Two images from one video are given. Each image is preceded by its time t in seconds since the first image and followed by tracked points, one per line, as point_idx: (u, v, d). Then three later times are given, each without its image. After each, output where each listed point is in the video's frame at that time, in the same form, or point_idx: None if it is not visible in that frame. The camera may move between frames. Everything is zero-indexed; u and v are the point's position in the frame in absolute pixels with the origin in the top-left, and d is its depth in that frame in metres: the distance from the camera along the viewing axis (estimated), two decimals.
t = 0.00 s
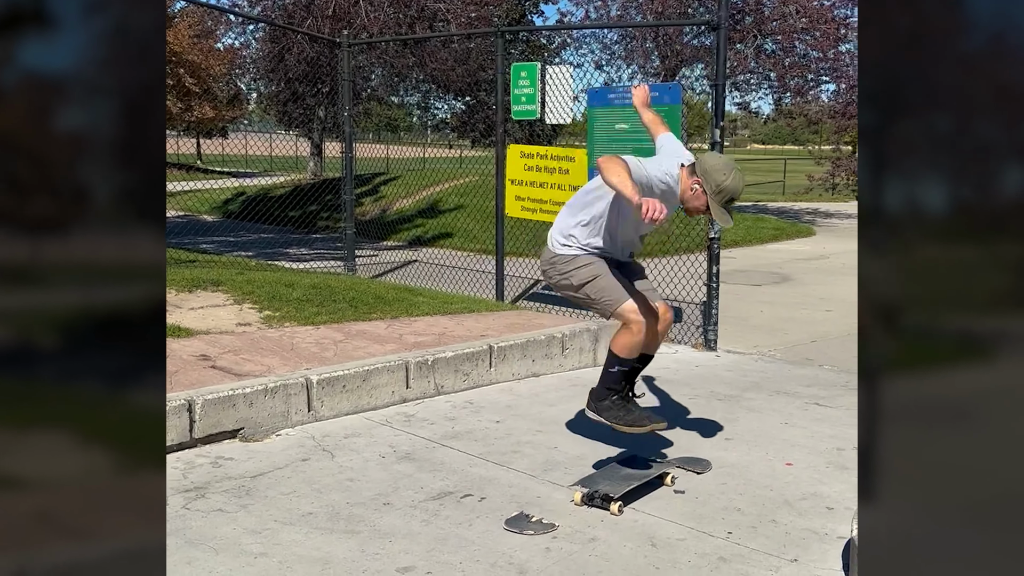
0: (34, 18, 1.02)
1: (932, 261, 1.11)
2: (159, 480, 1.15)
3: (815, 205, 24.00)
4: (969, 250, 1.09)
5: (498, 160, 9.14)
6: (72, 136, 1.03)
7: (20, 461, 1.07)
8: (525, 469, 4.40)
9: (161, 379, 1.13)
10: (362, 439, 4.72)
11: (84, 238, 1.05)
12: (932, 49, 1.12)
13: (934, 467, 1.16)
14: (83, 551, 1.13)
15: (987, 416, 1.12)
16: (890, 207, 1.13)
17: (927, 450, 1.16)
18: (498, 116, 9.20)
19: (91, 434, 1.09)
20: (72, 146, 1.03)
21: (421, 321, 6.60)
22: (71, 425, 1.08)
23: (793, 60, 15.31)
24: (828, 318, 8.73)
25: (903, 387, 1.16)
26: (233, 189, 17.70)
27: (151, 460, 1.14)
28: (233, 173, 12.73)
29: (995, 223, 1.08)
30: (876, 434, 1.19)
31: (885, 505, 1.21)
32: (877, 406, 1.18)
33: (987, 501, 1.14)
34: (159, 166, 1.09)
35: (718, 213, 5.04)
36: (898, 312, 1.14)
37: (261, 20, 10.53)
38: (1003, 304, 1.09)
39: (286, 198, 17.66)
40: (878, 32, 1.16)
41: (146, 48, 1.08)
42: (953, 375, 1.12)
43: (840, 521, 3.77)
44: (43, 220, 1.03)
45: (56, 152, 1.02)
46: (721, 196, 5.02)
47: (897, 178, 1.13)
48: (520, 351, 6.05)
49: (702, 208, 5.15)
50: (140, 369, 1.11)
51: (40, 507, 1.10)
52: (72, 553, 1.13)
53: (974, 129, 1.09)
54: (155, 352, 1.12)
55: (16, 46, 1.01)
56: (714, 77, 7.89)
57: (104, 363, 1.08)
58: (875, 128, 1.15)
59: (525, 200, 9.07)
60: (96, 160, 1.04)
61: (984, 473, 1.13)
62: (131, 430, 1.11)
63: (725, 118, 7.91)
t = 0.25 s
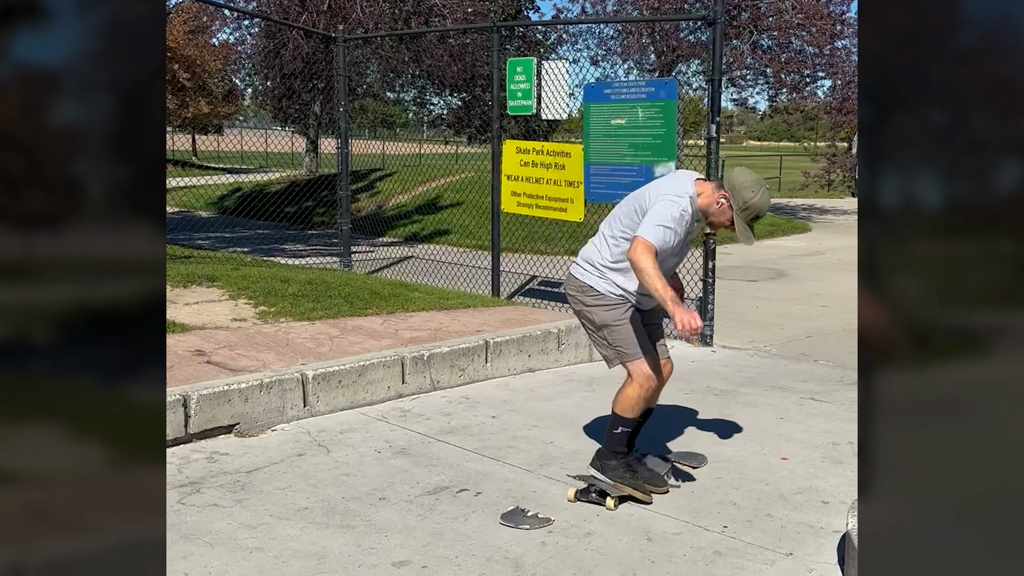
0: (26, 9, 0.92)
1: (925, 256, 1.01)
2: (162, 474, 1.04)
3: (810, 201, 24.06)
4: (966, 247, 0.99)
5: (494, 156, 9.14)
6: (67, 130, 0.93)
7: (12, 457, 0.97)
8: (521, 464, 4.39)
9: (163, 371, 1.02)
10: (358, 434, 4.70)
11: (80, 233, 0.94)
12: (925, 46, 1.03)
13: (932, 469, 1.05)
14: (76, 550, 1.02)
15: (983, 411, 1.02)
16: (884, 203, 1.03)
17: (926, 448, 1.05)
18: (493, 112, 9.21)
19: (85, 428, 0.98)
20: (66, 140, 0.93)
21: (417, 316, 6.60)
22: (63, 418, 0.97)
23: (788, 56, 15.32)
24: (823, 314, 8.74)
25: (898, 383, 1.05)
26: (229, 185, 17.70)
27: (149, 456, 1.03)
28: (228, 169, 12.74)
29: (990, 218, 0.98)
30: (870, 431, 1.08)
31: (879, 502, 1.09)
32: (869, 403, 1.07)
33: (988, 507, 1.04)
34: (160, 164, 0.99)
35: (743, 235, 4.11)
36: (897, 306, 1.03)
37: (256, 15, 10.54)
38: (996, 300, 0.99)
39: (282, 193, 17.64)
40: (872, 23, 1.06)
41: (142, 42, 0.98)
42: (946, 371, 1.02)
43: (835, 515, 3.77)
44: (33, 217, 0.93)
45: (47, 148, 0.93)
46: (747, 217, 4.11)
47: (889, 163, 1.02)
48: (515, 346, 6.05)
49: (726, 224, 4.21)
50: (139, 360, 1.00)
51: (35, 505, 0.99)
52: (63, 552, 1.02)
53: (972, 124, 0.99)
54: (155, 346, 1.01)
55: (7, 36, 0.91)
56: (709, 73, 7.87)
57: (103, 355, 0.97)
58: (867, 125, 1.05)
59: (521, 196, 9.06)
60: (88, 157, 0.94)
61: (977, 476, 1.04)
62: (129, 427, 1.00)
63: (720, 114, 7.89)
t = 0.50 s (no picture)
0: (20, 4, 1.11)
1: (931, 241, 1.14)
2: (154, 467, 1.26)
3: (805, 195, 24.01)
4: (962, 234, 1.13)
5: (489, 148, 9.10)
6: (59, 120, 1.13)
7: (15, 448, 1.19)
8: (516, 457, 4.39)
9: (152, 367, 1.22)
10: (353, 427, 4.69)
11: (72, 223, 1.14)
12: (919, 40, 1.15)
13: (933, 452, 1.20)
14: (72, 538, 1.25)
15: (974, 389, 1.17)
16: (882, 195, 1.15)
17: (917, 416, 1.19)
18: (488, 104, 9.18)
19: (76, 419, 1.20)
20: (58, 128, 1.13)
21: (412, 309, 6.58)
22: (55, 411, 1.19)
23: (785, 49, 15.26)
24: (818, 307, 8.75)
25: (907, 371, 1.18)
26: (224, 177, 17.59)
27: (137, 447, 1.24)
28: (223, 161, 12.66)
29: (983, 208, 1.12)
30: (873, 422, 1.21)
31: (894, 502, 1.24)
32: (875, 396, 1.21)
33: (979, 485, 1.19)
34: (150, 151, 1.18)
35: (756, 191, 4.21)
36: (901, 297, 1.16)
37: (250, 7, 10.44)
38: (992, 289, 1.14)
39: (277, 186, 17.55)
40: (871, 19, 1.18)
41: (126, 36, 1.17)
42: (948, 359, 1.16)
43: (830, 508, 3.78)
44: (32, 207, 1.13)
45: (39, 134, 1.12)
46: (761, 174, 4.18)
47: (890, 165, 1.15)
48: (511, 339, 6.03)
49: (740, 182, 4.29)
50: (129, 356, 1.20)
51: (30, 489, 1.22)
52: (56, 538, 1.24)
53: (964, 113, 1.13)
54: (143, 341, 1.21)
55: (5, 32, 1.11)
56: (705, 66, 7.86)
57: (93, 351, 1.18)
58: (863, 117, 1.17)
59: (517, 188, 9.03)
60: (77, 140, 1.14)
61: (974, 457, 1.19)
62: (115, 412, 1.21)
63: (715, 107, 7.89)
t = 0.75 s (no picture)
0: None
1: (932, 232, 1.23)
2: (152, 458, 1.21)
3: (803, 189, 24.00)
4: (958, 223, 1.22)
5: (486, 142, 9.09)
6: (54, 110, 1.08)
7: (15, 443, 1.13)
8: (512, 451, 4.39)
9: (150, 357, 1.17)
10: (349, 421, 4.69)
11: (67, 216, 1.09)
12: (917, 32, 1.25)
13: (918, 437, 1.31)
14: (67, 530, 1.19)
15: (970, 372, 1.27)
16: (878, 186, 1.24)
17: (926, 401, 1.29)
18: (485, 97, 9.18)
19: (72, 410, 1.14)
20: (52, 119, 1.08)
21: (408, 303, 6.58)
22: (52, 401, 1.13)
23: (783, 42, 15.24)
24: (815, 300, 8.76)
25: (891, 363, 1.28)
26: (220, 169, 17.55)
27: (132, 438, 1.19)
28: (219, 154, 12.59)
29: (978, 200, 1.21)
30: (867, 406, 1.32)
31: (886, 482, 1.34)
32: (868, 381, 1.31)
33: (973, 453, 1.30)
34: (144, 140, 1.14)
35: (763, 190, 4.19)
36: (892, 285, 1.26)
37: None
38: (986, 277, 1.24)
39: (273, 178, 17.53)
40: (869, 13, 1.28)
41: (122, 25, 1.13)
42: (940, 352, 1.26)
43: (824, 502, 3.79)
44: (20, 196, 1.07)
45: (37, 127, 1.07)
46: (768, 174, 4.16)
47: (888, 162, 1.24)
48: (507, 333, 6.04)
49: (747, 182, 4.25)
50: (124, 344, 1.15)
51: (27, 481, 1.16)
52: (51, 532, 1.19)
53: (959, 107, 1.23)
54: (139, 330, 1.16)
55: None
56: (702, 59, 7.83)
57: (90, 340, 1.13)
58: (863, 111, 1.28)
59: (514, 182, 9.02)
60: (77, 131, 1.09)
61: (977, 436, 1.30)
62: (110, 404, 1.15)
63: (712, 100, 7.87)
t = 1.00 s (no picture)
0: None
1: (915, 221, 1.10)
2: (151, 447, 1.10)
3: (801, 180, 24.01)
4: (952, 215, 1.08)
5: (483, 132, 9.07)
6: (52, 95, 0.98)
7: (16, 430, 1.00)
8: (506, 442, 4.40)
9: (146, 343, 1.06)
10: (343, 411, 4.69)
11: (66, 202, 0.97)
12: (911, 17, 1.14)
13: (916, 425, 1.19)
14: (62, 516, 1.07)
15: (963, 377, 1.14)
16: (874, 171, 1.12)
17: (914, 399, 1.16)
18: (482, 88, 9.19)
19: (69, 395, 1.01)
20: (50, 104, 0.98)
21: (403, 293, 6.57)
22: (45, 389, 0.99)
23: (781, 33, 15.22)
24: (811, 292, 8.76)
25: (887, 355, 1.15)
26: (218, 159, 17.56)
27: (131, 425, 1.06)
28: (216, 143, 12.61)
29: (979, 187, 1.07)
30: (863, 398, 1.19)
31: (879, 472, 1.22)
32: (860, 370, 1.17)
33: (969, 454, 1.18)
34: (137, 124, 1.04)
35: (728, 172, 4.20)
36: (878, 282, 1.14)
37: None
38: (985, 271, 1.10)
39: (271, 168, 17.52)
40: None
41: (119, 9, 1.04)
42: (936, 343, 1.11)
43: (817, 493, 3.79)
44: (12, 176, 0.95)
45: (34, 112, 0.97)
46: (733, 155, 4.18)
47: (882, 145, 1.12)
48: (502, 324, 6.03)
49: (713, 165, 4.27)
50: (121, 331, 1.03)
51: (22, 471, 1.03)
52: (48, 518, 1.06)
53: (958, 93, 1.10)
54: (138, 317, 1.05)
55: None
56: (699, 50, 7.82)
57: (84, 326, 1.01)
58: (860, 100, 1.16)
59: (510, 172, 9.00)
60: (75, 116, 0.99)
61: (968, 434, 1.18)
62: (106, 390, 1.03)
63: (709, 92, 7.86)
